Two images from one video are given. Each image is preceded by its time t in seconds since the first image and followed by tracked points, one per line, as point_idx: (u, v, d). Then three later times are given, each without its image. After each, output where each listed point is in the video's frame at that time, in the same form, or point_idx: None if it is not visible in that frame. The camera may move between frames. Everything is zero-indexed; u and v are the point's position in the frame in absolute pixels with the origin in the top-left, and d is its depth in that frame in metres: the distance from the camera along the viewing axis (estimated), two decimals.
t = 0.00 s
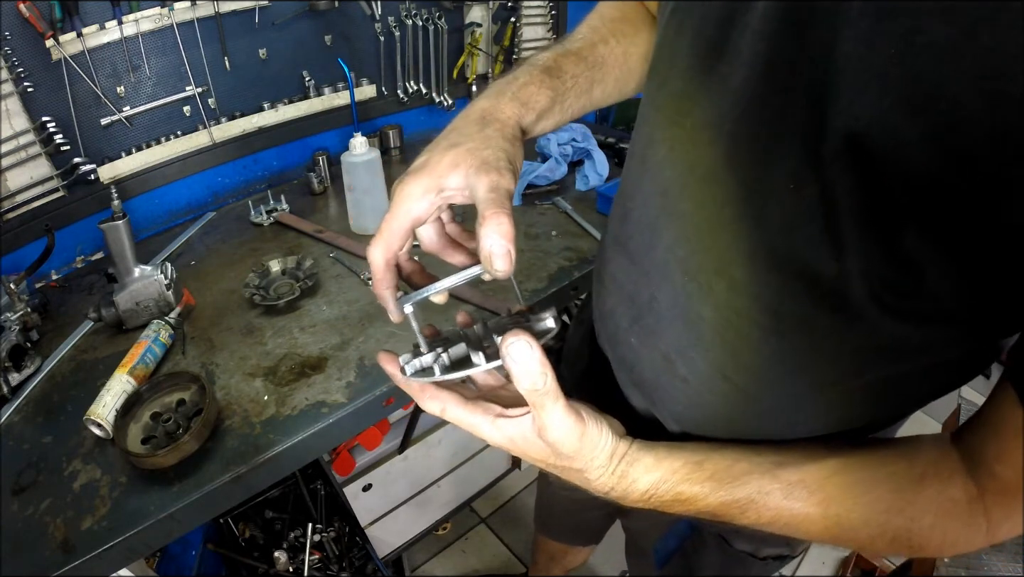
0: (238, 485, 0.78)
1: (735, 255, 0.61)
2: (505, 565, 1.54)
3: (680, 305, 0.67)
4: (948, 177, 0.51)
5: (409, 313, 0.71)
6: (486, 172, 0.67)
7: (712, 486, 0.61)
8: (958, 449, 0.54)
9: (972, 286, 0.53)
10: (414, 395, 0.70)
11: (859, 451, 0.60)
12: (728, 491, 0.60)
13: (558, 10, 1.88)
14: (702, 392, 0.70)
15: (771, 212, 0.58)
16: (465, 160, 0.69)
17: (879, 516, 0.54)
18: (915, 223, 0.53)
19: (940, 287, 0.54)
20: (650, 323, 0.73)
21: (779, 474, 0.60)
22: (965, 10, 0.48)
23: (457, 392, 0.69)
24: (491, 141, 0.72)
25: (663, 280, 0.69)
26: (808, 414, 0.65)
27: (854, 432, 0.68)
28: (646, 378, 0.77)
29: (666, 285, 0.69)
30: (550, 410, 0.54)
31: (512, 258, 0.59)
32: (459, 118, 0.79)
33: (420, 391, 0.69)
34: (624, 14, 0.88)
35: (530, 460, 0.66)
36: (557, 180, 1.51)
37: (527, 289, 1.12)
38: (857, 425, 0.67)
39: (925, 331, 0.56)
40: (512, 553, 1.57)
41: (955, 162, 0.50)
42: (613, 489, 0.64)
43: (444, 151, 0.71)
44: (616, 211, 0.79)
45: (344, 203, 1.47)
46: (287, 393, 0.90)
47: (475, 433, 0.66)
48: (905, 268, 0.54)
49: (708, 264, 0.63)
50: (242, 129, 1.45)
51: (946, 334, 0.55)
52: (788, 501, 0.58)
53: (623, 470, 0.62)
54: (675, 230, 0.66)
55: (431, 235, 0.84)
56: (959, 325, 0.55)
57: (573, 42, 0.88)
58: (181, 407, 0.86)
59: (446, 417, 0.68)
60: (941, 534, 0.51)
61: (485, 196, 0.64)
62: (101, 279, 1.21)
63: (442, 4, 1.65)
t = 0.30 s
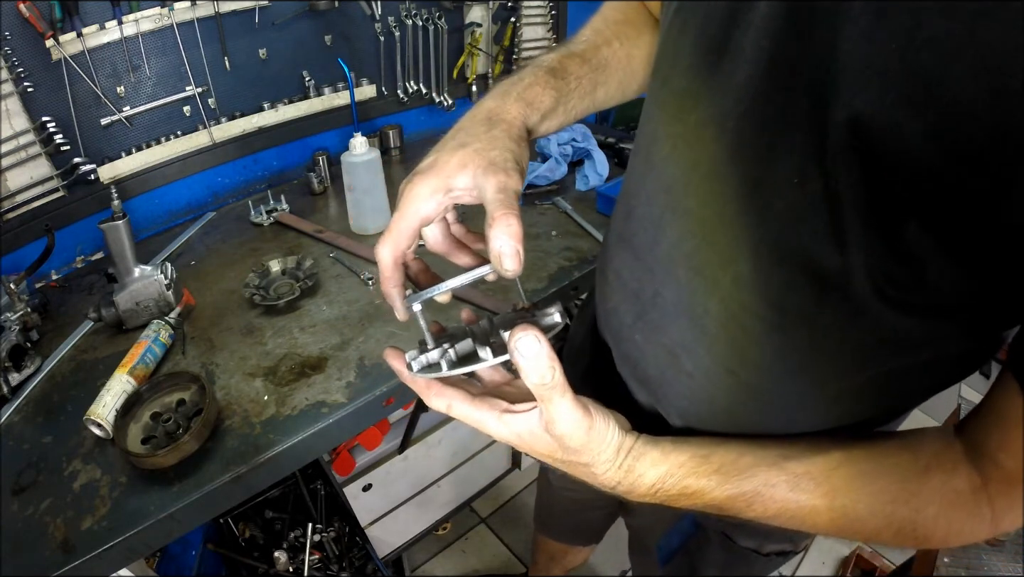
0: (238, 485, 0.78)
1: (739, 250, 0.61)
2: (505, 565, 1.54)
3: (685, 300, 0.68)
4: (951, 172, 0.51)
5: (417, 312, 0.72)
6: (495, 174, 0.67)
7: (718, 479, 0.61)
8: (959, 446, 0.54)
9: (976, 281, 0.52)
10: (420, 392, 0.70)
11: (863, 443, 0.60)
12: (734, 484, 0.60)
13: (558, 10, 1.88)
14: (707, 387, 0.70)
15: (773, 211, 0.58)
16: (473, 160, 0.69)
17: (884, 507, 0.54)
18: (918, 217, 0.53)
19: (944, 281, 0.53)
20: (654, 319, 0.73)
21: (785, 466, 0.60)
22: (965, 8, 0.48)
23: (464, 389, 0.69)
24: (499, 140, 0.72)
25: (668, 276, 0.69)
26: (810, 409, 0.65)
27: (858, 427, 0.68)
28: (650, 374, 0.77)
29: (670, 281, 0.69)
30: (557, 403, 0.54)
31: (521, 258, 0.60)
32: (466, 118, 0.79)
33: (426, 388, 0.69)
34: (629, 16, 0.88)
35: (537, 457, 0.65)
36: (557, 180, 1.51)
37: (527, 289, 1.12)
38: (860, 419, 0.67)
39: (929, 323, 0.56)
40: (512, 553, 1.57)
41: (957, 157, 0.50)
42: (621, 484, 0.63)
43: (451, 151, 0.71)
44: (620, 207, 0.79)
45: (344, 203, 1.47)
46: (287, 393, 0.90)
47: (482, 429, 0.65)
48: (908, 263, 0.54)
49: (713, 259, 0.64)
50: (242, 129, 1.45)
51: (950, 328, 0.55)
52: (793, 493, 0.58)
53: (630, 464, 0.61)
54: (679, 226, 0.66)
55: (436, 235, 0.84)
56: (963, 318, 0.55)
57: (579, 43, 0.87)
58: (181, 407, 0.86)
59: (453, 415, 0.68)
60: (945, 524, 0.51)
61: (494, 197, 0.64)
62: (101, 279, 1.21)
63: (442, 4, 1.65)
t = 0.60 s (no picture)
0: (238, 485, 0.78)
1: (740, 249, 0.61)
2: (505, 565, 1.54)
3: (686, 298, 0.68)
4: (951, 171, 0.50)
5: (422, 310, 0.73)
6: (500, 175, 0.66)
7: (720, 475, 0.61)
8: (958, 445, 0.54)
9: (976, 281, 0.52)
10: (423, 387, 0.71)
11: (864, 440, 0.60)
12: (736, 480, 0.60)
13: (558, 10, 1.88)
14: (708, 386, 0.70)
15: (772, 210, 0.58)
16: (478, 162, 0.69)
17: (884, 503, 0.54)
18: (918, 216, 0.53)
19: (943, 281, 0.53)
20: (656, 318, 0.73)
21: (786, 462, 0.60)
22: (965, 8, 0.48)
23: (467, 385, 0.69)
24: (504, 142, 0.72)
25: (670, 275, 0.69)
26: (810, 408, 0.65)
27: (861, 425, 0.68)
28: (652, 373, 0.77)
29: (672, 280, 0.69)
30: (559, 395, 0.54)
31: (526, 259, 0.59)
32: (470, 120, 0.78)
33: (430, 383, 0.69)
34: (631, 20, 0.88)
35: (538, 452, 0.65)
36: (557, 181, 1.51)
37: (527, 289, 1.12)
38: (862, 418, 0.67)
39: (930, 323, 0.55)
40: (512, 553, 1.57)
41: (958, 156, 0.50)
42: (622, 480, 0.64)
43: (457, 153, 0.71)
44: (622, 207, 0.79)
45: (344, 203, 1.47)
46: (287, 393, 0.90)
47: (482, 423, 0.65)
48: (908, 262, 0.54)
49: (714, 258, 0.64)
50: (242, 129, 1.45)
51: (952, 327, 0.55)
52: (795, 488, 0.58)
53: (631, 459, 0.62)
54: (681, 225, 0.66)
55: (441, 236, 0.84)
56: (966, 318, 0.54)
57: (581, 45, 0.88)
58: (181, 407, 0.86)
59: (455, 410, 0.67)
60: (946, 520, 0.51)
61: (499, 199, 0.64)
62: (101, 279, 1.21)
63: (442, 4, 1.65)
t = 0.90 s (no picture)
0: (238, 485, 0.78)
1: (741, 248, 0.61)
2: (505, 565, 1.54)
3: (687, 298, 0.68)
4: (951, 171, 0.50)
5: (429, 320, 0.73)
6: (511, 189, 0.66)
7: (726, 473, 0.60)
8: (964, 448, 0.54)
9: (977, 280, 0.52)
10: (425, 386, 0.69)
11: (870, 440, 0.60)
12: (743, 478, 0.60)
13: (558, 10, 1.89)
14: (709, 386, 0.70)
15: (773, 210, 0.58)
16: (488, 174, 0.69)
17: (891, 506, 0.54)
18: (917, 216, 0.53)
19: (941, 280, 0.53)
20: (657, 319, 0.73)
21: (794, 460, 0.59)
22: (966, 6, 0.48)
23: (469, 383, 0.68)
24: (513, 152, 0.72)
25: (671, 275, 0.69)
26: (811, 407, 0.65)
27: (862, 424, 0.68)
28: (653, 373, 0.77)
29: (673, 280, 0.69)
30: (560, 380, 0.53)
31: (536, 274, 0.59)
32: (479, 129, 0.79)
33: (431, 381, 0.69)
34: (636, 23, 0.88)
35: (540, 448, 0.65)
36: (557, 181, 1.51)
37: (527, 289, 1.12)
38: (862, 418, 0.67)
39: (929, 322, 0.55)
40: (512, 553, 1.57)
41: (956, 156, 0.50)
42: (626, 477, 0.63)
43: (468, 164, 0.71)
44: (624, 208, 0.79)
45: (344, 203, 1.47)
46: (287, 393, 0.90)
47: (483, 420, 0.65)
48: (908, 261, 0.54)
49: (715, 257, 0.64)
50: (242, 129, 1.45)
51: (951, 328, 0.55)
52: (802, 488, 0.58)
53: (636, 454, 0.62)
54: (682, 225, 0.66)
55: (449, 246, 0.84)
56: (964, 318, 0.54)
57: (586, 48, 0.88)
58: (181, 407, 0.86)
59: (455, 408, 0.67)
60: (952, 522, 0.51)
61: (510, 213, 0.64)
62: (101, 279, 1.21)
63: (442, 4, 1.65)
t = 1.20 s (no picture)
0: (238, 485, 0.78)
1: (742, 249, 0.61)
2: (505, 564, 1.54)
3: (687, 301, 0.68)
4: (952, 170, 0.50)
5: (429, 326, 0.73)
6: (516, 197, 0.68)
7: (729, 478, 0.61)
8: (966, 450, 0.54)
9: (980, 281, 0.51)
10: (425, 392, 0.69)
11: (873, 443, 0.60)
12: (746, 484, 0.60)
13: (558, 10, 1.89)
14: (710, 388, 0.70)
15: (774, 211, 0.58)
16: (492, 180, 0.70)
17: (894, 509, 0.54)
18: (920, 215, 0.52)
19: (944, 280, 0.52)
20: (658, 321, 0.73)
21: (796, 465, 0.60)
22: (967, 5, 0.48)
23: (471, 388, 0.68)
24: (518, 160, 0.73)
25: (671, 277, 0.69)
26: (812, 407, 0.65)
27: (863, 426, 0.68)
28: (655, 376, 0.77)
29: (673, 282, 0.69)
30: (561, 392, 0.53)
31: (538, 275, 0.60)
32: (479, 138, 0.78)
33: (431, 389, 0.68)
34: (638, 23, 0.88)
35: (541, 456, 0.65)
36: (557, 181, 1.51)
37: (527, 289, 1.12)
38: (863, 421, 0.67)
39: (934, 324, 0.54)
40: (513, 553, 1.57)
41: (962, 155, 0.49)
42: (629, 483, 0.64)
43: (471, 168, 0.71)
44: (625, 211, 0.79)
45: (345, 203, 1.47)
46: (287, 393, 0.90)
47: (484, 429, 0.65)
48: (910, 261, 0.54)
49: (716, 258, 0.64)
50: (242, 129, 1.45)
51: (956, 328, 0.54)
52: (806, 492, 0.58)
53: (638, 461, 0.62)
54: (683, 227, 0.66)
55: (449, 251, 0.84)
56: (967, 317, 0.53)
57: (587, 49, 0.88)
58: (181, 407, 0.86)
59: (456, 416, 0.67)
60: (956, 525, 0.51)
61: (516, 220, 0.65)
62: (101, 279, 1.21)
63: (442, 4, 1.65)
